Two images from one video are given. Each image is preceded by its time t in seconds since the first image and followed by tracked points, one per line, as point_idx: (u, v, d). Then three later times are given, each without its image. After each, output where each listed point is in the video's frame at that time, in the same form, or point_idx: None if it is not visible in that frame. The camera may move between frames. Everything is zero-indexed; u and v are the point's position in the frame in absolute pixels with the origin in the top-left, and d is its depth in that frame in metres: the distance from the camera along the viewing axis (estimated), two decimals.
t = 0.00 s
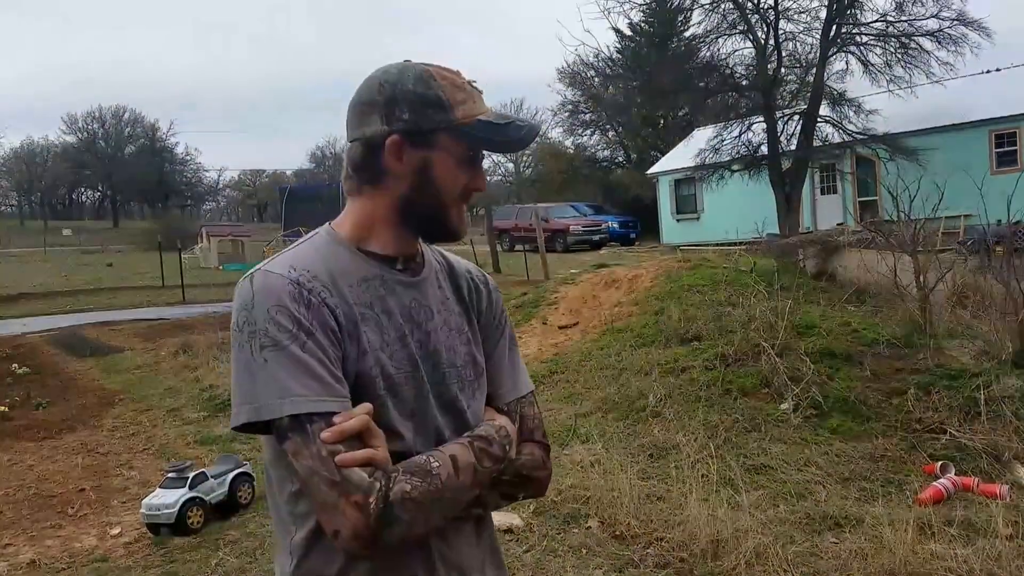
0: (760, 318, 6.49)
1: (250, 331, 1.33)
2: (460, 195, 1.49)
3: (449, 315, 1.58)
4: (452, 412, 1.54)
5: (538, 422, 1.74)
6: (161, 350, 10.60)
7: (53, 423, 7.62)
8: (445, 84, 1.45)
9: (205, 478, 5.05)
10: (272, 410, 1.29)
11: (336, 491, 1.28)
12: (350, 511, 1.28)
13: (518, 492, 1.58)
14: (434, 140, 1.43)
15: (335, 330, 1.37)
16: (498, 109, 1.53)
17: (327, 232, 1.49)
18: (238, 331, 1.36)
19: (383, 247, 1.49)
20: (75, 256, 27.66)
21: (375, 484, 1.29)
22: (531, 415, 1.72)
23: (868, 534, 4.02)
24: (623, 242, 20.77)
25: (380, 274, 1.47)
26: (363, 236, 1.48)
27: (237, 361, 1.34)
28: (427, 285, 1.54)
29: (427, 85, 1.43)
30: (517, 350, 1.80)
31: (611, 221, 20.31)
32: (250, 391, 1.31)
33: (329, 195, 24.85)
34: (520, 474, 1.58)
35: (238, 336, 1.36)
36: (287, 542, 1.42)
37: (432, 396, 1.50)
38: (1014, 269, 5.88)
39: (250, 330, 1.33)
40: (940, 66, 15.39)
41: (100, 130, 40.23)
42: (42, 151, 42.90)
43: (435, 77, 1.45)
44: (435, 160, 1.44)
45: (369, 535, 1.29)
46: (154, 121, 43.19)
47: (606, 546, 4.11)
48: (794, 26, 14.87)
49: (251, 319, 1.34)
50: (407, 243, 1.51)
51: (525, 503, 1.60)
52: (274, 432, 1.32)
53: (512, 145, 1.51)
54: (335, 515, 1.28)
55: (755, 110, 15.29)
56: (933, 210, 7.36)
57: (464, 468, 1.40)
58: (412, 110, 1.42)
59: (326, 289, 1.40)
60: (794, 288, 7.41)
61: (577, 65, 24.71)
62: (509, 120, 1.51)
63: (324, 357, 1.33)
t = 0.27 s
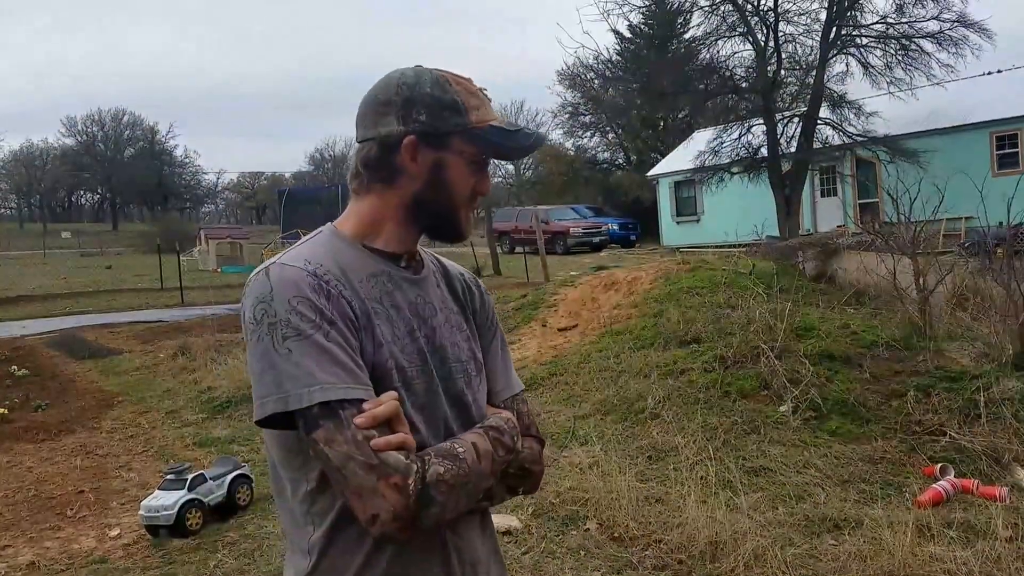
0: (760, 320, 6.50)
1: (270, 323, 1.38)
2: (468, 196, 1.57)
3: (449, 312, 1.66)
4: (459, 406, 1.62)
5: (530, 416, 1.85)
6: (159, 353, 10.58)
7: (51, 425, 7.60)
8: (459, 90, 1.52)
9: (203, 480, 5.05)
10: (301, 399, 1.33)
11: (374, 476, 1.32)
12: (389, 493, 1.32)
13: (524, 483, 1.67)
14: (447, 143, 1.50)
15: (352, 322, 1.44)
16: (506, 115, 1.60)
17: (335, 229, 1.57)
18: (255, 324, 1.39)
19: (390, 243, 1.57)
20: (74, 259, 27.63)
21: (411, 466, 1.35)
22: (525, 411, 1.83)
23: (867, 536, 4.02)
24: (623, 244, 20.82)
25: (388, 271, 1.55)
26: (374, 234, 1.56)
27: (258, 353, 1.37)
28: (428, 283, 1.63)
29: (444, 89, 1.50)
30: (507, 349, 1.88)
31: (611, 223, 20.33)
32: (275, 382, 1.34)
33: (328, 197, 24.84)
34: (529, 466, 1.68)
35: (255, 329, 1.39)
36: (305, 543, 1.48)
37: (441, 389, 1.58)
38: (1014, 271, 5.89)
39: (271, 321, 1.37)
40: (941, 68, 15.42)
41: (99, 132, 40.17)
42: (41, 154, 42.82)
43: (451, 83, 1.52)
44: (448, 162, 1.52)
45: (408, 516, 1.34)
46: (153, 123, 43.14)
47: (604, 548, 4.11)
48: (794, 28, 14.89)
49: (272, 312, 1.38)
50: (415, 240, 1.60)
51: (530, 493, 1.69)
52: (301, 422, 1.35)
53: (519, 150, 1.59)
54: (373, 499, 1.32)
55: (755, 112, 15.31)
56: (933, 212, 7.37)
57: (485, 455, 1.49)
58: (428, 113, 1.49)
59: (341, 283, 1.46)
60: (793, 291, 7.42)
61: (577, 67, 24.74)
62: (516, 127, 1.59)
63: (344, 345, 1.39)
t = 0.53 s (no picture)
0: (760, 321, 6.50)
1: (283, 325, 1.39)
2: (468, 192, 1.58)
3: (450, 309, 1.69)
4: (466, 404, 1.64)
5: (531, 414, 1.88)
6: (159, 354, 10.60)
7: (52, 426, 7.61)
8: (451, 85, 1.54)
9: (203, 481, 5.05)
10: (318, 399, 1.34)
11: (396, 472, 1.33)
12: (411, 490, 1.34)
13: (531, 479, 1.70)
14: (445, 138, 1.52)
15: (363, 321, 1.46)
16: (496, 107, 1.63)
17: (336, 232, 1.57)
18: (267, 327, 1.40)
19: (392, 244, 1.58)
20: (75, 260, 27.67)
21: (432, 462, 1.37)
22: (528, 408, 1.87)
23: (868, 537, 4.02)
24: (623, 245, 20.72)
25: (392, 271, 1.57)
26: (377, 236, 1.57)
27: (272, 355, 1.38)
28: (430, 282, 1.66)
29: (438, 86, 1.52)
30: (505, 347, 1.91)
31: (611, 224, 20.33)
32: (291, 384, 1.35)
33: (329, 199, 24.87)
34: (536, 462, 1.72)
35: (268, 332, 1.40)
36: (321, 549, 1.50)
37: (448, 387, 1.60)
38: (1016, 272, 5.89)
39: (284, 323, 1.38)
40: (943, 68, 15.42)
41: (100, 134, 40.22)
42: (43, 156, 42.89)
43: (442, 79, 1.54)
44: (447, 157, 1.53)
45: (430, 512, 1.36)
46: (154, 126, 43.20)
47: (605, 548, 4.10)
48: (796, 28, 14.89)
49: (285, 313, 1.39)
50: (416, 238, 1.61)
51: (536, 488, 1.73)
52: (318, 422, 1.36)
53: (512, 139, 1.61)
54: (396, 496, 1.33)
55: (756, 113, 15.31)
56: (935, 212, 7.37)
57: (498, 450, 1.53)
58: (424, 110, 1.50)
59: (350, 283, 1.48)
60: (794, 292, 7.42)
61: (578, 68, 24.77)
62: (507, 118, 1.61)
63: (358, 344, 1.41)
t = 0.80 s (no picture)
0: (763, 321, 6.50)
1: (289, 331, 1.41)
2: (458, 185, 1.56)
3: (463, 309, 1.68)
4: (480, 404, 1.64)
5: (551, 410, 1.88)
6: (161, 354, 10.60)
7: (54, 426, 7.62)
8: (435, 78, 1.54)
9: (205, 481, 5.05)
10: (324, 404, 1.36)
11: (400, 475, 1.34)
12: (415, 492, 1.34)
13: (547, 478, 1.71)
14: (424, 131, 1.52)
15: (369, 322, 1.47)
16: (491, 98, 1.60)
17: (342, 233, 1.60)
18: (276, 332, 1.43)
19: (391, 243, 1.59)
20: (77, 261, 27.72)
21: (437, 464, 1.38)
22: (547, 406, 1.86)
23: (870, 537, 4.01)
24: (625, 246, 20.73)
25: (399, 272, 1.58)
26: (372, 234, 1.58)
27: (280, 360, 1.41)
28: (442, 282, 1.66)
29: (418, 80, 1.53)
30: (523, 344, 1.91)
31: (613, 224, 20.32)
32: (298, 388, 1.38)
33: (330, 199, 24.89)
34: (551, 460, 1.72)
35: (276, 337, 1.43)
36: (335, 548, 1.51)
37: (460, 386, 1.60)
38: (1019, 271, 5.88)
39: (290, 329, 1.41)
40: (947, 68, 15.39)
41: (102, 134, 40.31)
42: (45, 158, 42.99)
43: (425, 73, 1.54)
44: (428, 149, 1.53)
45: (435, 513, 1.37)
46: (156, 127, 43.28)
47: (606, 549, 4.10)
48: (799, 28, 14.87)
49: (292, 319, 1.42)
50: (415, 236, 1.60)
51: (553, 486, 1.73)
52: (325, 426, 1.38)
53: (504, 128, 1.56)
54: (401, 499, 1.34)
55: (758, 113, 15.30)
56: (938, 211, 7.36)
57: (509, 450, 1.53)
58: (402, 103, 1.52)
59: (355, 285, 1.50)
60: (796, 292, 7.41)
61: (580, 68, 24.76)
62: (499, 107, 1.57)
63: (364, 346, 1.42)
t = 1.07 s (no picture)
0: (767, 321, 6.48)
1: (293, 333, 1.43)
2: (452, 183, 1.55)
3: (476, 308, 1.67)
4: (491, 404, 1.64)
5: (570, 410, 1.87)
6: (165, 354, 10.60)
7: (57, 426, 7.62)
8: (429, 77, 1.54)
9: (209, 480, 5.04)
10: (323, 406, 1.38)
11: (394, 479, 1.35)
12: (407, 496, 1.35)
13: (560, 477, 1.70)
14: (417, 130, 1.52)
15: (373, 324, 1.47)
16: (488, 95, 1.58)
17: (356, 233, 1.62)
18: (281, 334, 1.44)
19: (395, 244, 1.59)
20: (81, 261, 27.74)
21: (432, 468, 1.37)
22: (563, 406, 1.84)
23: (874, 536, 3.99)
24: (629, 246, 20.64)
25: (409, 272, 1.57)
26: (377, 234, 1.59)
27: (283, 362, 1.42)
28: (455, 282, 1.65)
29: (411, 80, 1.54)
30: (544, 343, 1.90)
31: (617, 223, 20.25)
32: (298, 391, 1.39)
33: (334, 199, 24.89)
34: (561, 461, 1.70)
35: (281, 339, 1.44)
36: (342, 545, 1.51)
37: (469, 386, 1.60)
38: None
39: (293, 332, 1.43)
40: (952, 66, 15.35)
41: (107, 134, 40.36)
42: (50, 158, 43.04)
43: (420, 72, 1.55)
44: (421, 149, 1.53)
45: (429, 518, 1.36)
46: (160, 127, 43.32)
47: (609, 548, 4.08)
48: (803, 26, 14.83)
49: (295, 321, 1.43)
50: (419, 236, 1.60)
51: (566, 488, 1.72)
52: (325, 428, 1.40)
53: (496, 124, 1.54)
54: (394, 503, 1.34)
55: (762, 112, 15.26)
56: (943, 210, 7.34)
57: (514, 452, 1.51)
58: (397, 102, 1.53)
59: (362, 287, 1.50)
60: (800, 291, 7.39)
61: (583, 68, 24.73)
62: (493, 103, 1.55)
63: (365, 349, 1.42)
